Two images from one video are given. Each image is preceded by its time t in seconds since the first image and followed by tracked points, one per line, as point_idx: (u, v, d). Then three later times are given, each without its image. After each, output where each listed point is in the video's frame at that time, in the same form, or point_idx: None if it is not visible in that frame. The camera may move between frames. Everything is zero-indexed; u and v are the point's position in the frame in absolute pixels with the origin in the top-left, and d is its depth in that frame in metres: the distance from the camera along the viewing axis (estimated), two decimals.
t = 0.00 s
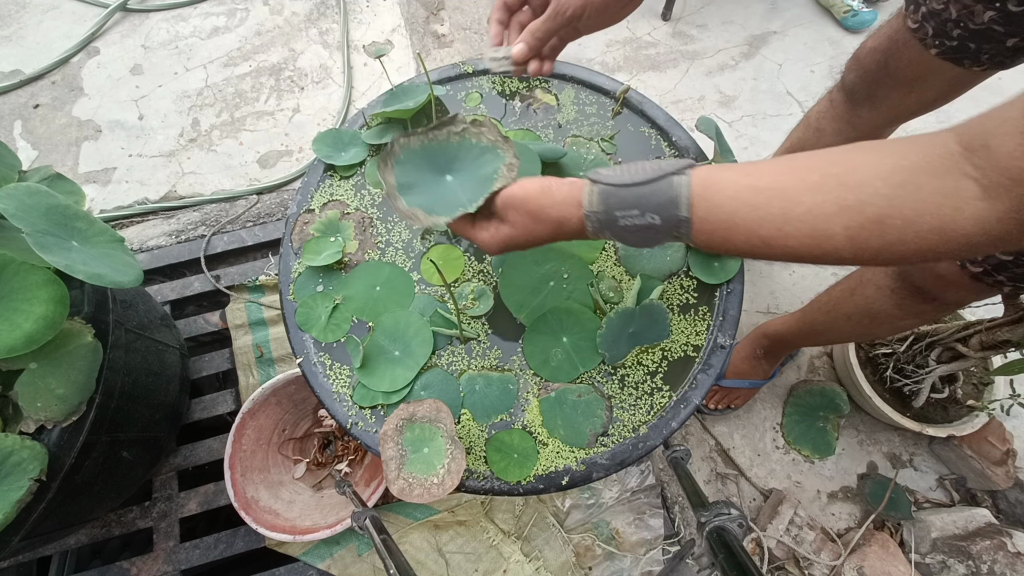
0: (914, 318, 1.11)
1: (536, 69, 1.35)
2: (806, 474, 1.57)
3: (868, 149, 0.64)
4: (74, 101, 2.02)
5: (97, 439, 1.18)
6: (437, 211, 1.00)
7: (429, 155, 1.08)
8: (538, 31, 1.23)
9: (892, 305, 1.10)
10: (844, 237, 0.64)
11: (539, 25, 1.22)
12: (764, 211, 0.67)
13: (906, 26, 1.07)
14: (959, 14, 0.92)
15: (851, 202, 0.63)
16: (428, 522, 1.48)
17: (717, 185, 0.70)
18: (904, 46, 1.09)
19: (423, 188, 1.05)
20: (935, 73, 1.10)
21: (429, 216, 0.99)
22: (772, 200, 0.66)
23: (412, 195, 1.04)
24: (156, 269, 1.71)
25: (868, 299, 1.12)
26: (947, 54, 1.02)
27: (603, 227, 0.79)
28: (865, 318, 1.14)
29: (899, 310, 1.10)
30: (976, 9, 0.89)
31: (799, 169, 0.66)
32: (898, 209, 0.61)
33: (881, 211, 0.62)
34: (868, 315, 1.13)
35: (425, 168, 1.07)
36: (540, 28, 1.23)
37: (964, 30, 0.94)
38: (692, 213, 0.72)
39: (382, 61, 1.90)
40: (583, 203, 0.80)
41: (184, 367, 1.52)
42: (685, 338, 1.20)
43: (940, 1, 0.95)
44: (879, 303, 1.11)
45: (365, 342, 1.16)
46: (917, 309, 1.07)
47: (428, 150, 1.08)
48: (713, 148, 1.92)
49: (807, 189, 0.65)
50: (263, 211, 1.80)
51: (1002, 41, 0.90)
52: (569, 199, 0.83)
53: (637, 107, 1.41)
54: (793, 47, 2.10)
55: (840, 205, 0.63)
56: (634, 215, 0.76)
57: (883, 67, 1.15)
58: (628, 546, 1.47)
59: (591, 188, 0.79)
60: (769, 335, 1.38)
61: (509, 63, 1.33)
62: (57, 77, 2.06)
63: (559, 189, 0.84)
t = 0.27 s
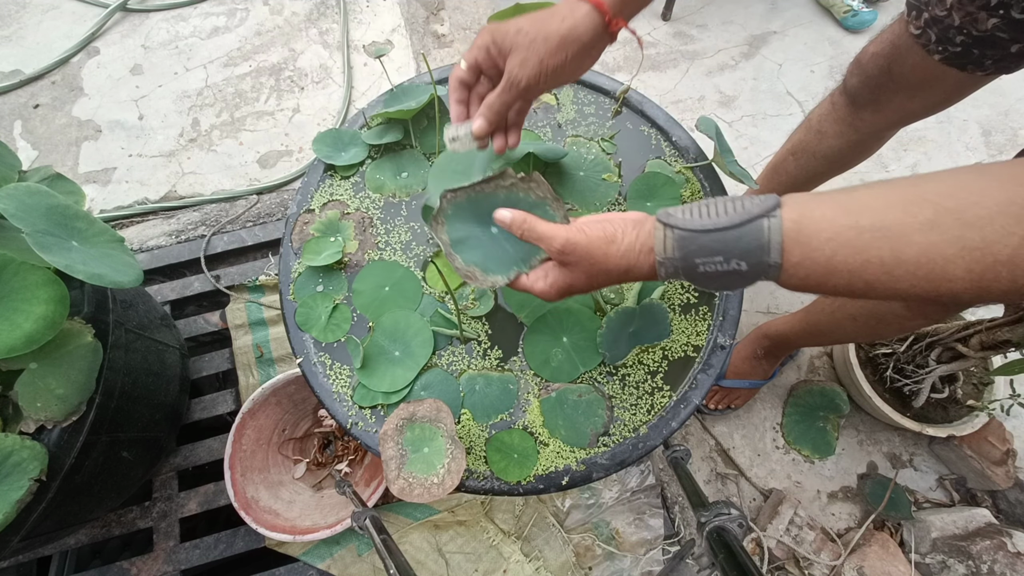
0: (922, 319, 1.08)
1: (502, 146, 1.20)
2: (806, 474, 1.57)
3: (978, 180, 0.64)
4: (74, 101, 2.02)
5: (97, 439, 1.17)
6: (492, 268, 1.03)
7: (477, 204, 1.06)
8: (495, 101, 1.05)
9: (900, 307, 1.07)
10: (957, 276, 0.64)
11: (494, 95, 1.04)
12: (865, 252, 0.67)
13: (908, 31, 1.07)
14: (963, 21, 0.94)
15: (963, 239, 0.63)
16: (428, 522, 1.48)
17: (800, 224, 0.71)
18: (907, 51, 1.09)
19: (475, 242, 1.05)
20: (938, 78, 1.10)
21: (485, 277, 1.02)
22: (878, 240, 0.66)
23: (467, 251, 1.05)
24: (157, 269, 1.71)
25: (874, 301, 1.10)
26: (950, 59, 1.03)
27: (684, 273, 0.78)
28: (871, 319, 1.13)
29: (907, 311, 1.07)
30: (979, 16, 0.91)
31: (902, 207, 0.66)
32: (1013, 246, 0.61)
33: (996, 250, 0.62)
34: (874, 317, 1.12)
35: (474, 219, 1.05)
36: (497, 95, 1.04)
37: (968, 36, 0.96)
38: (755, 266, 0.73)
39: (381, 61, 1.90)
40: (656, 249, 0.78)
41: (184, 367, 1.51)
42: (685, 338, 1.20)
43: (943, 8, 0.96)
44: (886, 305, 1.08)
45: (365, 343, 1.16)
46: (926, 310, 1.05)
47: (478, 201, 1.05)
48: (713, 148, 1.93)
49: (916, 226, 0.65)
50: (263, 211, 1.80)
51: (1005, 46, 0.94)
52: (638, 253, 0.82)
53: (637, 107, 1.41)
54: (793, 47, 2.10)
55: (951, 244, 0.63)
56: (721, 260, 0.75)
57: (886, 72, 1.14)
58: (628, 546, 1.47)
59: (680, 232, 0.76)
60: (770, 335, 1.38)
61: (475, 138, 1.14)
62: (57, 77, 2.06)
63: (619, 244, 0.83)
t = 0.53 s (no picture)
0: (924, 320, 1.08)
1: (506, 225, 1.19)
2: (806, 474, 1.57)
3: (992, 219, 0.67)
4: (74, 100, 2.02)
5: (97, 439, 1.17)
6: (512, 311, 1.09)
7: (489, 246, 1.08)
8: (491, 194, 1.08)
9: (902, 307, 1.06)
10: (979, 314, 0.67)
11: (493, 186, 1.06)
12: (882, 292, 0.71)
13: (910, 37, 1.07)
14: (966, 26, 0.95)
15: (981, 279, 0.66)
16: (428, 522, 1.48)
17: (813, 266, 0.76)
18: (909, 57, 1.09)
19: (492, 286, 1.10)
20: (941, 83, 1.10)
21: (504, 321, 1.08)
22: (895, 281, 0.70)
23: (485, 296, 1.10)
24: (157, 269, 1.71)
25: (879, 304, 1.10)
26: (953, 64, 1.03)
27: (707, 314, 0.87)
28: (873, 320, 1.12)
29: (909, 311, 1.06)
30: (982, 22, 0.92)
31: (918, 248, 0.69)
32: None
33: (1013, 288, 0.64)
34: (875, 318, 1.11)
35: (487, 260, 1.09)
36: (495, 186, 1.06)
37: (970, 42, 0.96)
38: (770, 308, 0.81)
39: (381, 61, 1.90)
40: (671, 293, 0.88)
41: (184, 367, 1.51)
42: (685, 338, 1.20)
43: (945, 14, 0.97)
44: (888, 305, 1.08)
45: (365, 343, 1.16)
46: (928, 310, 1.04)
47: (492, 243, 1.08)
48: (713, 148, 1.93)
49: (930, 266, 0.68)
50: (263, 211, 1.80)
51: (1009, 52, 0.94)
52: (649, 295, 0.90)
53: (637, 107, 1.40)
54: (793, 47, 2.10)
55: (969, 284, 0.66)
56: (738, 301, 0.83)
57: (888, 77, 1.14)
58: (628, 546, 1.47)
59: (693, 278, 0.85)
60: (770, 336, 1.38)
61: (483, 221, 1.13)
62: (57, 77, 2.06)
63: (630, 284, 0.91)
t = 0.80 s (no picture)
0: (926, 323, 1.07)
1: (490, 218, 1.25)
2: (805, 474, 1.57)
3: (1000, 230, 0.66)
4: (74, 101, 2.02)
5: (97, 439, 1.18)
6: (500, 291, 1.10)
7: (488, 226, 1.10)
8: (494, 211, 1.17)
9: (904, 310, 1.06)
10: (983, 323, 0.66)
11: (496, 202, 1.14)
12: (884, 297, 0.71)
13: (909, 39, 1.07)
14: (965, 30, 0.95)
15: (988, 288, 0.65)
16: (428, 522, 1.48)
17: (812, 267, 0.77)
18: (908, 59, 1.09)
19: (485, 263, 1.12)
20: (941, 84, 1.10)
21: (491, 298, 1.08)
22: (899, 286, 0.70)
23: (477, 271, 1.11)
24: (157, 269, 1.71)
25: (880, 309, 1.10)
26: (951, 66, 1.03)
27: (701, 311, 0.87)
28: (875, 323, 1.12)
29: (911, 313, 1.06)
30: (981, 25, 0.91)
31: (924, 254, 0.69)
32: None
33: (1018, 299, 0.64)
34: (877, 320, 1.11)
35: (483, 239, 1.11)
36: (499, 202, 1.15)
37: (969, 45, 0.96)
38: (766, 304, 0.81)
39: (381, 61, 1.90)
40: (667, 287, 0.88)
41: (184, 367, 1.51)
42: (685, 338, 1.20)
43: (944, 17, 0.97)
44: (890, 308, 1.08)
45: (365, 343, 1.16)
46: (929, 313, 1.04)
47: (491, 224, 1.10)
48: (713, 148, 1.93)
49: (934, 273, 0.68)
50: (263, 211, 1.80)
51: (1008, 55, 0.94)
52: (642, 285, 0.91)
53: (637, 107, 1.40)
54: (793, 47, 2.10)
55: (975, 293, 0.66)
56: (734, 297, 0.83)
57: (887, 80, 1.14)
58: (628, 546, 1.47)
59: (689, 273, 0.85)
60: (770, 336, 1.38)
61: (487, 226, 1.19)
62: (57, 77, 2.06)
63: (625, 273, 0.92)
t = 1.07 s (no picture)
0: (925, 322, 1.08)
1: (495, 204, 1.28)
2: (806, 474, 1.57)
3: (994, 211, 0.67)
4: (74, 101, 2.02)
5: (97, 439, 1.17)
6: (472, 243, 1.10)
7: (477, 186, 1.13)
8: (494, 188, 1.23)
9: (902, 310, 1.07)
10: (969, 303, 0.66)
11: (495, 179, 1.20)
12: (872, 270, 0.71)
13: (908, 40, 1.07)
14: (962, 31, 0.95)
15: (977, 267, 0.65)
16: (428, 522, 1.48)
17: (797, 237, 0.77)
18: (907, 60, 1.09)
19: (465, 217, 1.13)
20: (939, 86, 1.10)
21: (460, 245, 1.08)
22: (887, 261, 0.70)
23: (455, 223, 1.12)
24: (157, 269, 1.71)
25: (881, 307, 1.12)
26: (949, 68, 1.03)
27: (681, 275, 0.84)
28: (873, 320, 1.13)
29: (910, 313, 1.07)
30: (978, 27, 0.91)
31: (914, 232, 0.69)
32: None
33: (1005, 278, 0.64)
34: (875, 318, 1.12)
35: (469, 200, 1.14)
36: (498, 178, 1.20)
37: (966, 46, 0.96)
38: (747, 270, 0.79)
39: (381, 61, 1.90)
40: (649, 249, 0.86)
41: (184, 367, 1.51)
42: (685, 338, 1.20)
43: (942, 18, 0.97)
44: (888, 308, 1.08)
45: (365, 343, 1.16)
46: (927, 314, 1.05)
47: (481, 183, 1.13)
48: (713, 148, 1.93)
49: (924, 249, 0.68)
50: (263, 211, 1.80)
51: (1005, 57, 0.94)
52: (621, 248, 0.89)
53: (637, 107, 1.40)
54: (793, 47, 2.10)
55: (963, 271, 0.66)
56: (716, 262, 0.81)
57: (886, 81, 1.14)
58: (628, 546, 1.47)
59: (675, 235, 0.83)
60: (770, 336, 1.38)
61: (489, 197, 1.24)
62: (57, 77, 2.06)
63: (607, 236, 0.91)
